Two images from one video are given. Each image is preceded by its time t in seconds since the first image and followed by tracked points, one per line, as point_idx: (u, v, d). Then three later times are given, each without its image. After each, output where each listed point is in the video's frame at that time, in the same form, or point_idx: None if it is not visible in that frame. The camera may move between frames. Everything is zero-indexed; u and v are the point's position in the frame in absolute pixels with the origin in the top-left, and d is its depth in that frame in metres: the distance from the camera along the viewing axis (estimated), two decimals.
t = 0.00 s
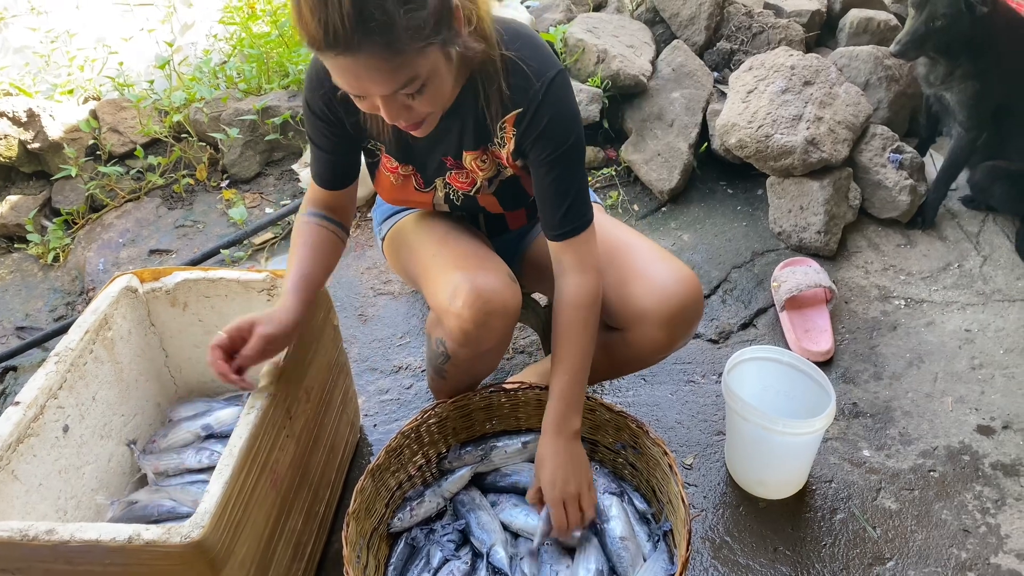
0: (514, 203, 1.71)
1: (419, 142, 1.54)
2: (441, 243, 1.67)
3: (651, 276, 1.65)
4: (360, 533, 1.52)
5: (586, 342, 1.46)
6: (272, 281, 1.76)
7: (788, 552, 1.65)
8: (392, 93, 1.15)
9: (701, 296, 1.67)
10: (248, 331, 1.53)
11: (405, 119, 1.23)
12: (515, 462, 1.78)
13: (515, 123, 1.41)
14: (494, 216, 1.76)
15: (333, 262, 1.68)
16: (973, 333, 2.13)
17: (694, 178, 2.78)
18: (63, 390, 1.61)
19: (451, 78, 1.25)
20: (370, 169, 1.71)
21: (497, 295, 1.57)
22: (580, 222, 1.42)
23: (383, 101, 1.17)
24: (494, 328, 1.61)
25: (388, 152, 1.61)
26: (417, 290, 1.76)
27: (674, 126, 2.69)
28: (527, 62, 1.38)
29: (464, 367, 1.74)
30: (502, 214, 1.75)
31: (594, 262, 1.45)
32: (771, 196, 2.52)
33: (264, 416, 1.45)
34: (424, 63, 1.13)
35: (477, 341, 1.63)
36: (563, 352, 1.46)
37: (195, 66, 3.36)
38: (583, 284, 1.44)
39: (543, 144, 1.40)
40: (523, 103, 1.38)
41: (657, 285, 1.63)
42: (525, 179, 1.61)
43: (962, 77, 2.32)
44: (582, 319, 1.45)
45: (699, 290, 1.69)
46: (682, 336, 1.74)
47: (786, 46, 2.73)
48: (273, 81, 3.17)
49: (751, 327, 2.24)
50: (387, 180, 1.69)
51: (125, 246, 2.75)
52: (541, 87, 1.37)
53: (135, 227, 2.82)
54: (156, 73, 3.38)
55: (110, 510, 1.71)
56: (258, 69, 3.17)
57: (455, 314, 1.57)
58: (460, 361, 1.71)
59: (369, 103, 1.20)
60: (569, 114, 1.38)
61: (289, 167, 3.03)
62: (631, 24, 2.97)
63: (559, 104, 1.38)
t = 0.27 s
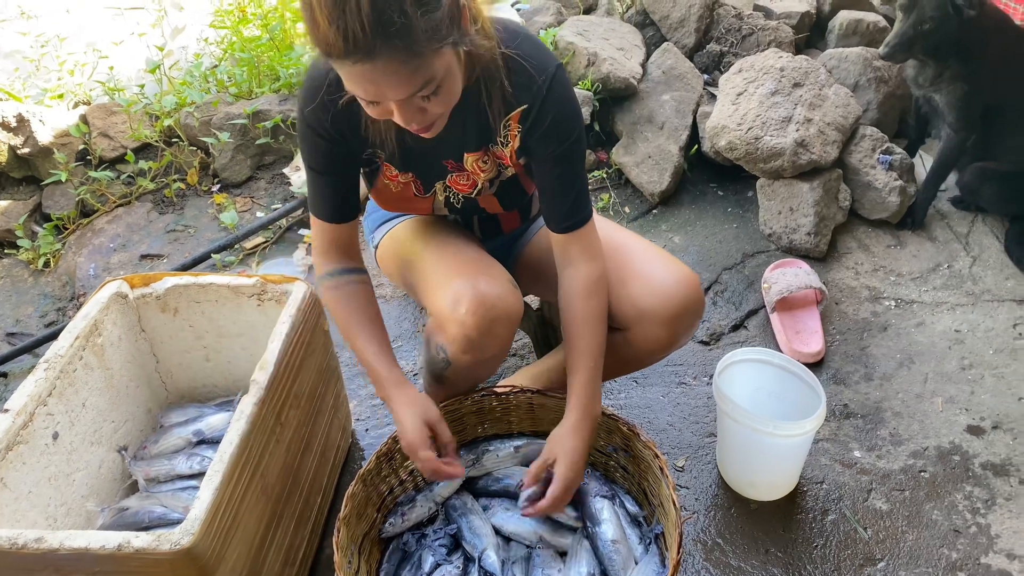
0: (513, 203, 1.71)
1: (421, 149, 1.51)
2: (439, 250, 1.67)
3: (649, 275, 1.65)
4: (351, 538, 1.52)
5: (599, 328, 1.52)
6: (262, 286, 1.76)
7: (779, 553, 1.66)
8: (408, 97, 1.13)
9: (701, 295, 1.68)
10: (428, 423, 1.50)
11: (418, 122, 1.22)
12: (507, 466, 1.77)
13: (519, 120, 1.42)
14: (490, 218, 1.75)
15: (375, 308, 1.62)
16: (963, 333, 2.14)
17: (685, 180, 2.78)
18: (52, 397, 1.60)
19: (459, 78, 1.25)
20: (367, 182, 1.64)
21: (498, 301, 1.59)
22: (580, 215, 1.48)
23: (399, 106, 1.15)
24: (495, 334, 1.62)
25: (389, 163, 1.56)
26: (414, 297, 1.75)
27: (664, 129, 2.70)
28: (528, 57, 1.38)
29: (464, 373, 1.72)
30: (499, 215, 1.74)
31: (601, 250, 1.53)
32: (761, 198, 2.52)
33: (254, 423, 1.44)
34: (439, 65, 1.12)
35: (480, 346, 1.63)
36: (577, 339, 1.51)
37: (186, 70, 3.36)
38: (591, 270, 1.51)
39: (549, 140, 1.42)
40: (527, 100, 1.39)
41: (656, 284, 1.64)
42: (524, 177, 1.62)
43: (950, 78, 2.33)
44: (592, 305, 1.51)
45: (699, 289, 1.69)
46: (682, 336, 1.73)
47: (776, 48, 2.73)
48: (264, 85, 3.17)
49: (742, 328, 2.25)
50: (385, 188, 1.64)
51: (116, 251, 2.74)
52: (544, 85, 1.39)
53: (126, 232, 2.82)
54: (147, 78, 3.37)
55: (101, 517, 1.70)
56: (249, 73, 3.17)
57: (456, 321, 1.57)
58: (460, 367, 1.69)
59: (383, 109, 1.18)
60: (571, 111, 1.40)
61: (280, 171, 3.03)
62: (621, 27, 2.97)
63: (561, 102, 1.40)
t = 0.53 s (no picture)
0: (518, 201, 1.72)
1: (428, 159, 1.49)
2: (444, 255, 1.66)
3: (648, 276, 1.65)
4: (344, 542, 1.51)
5: (598, 328, 1.54)
6: (254, 289, 1.76)
7: (773, 554, 1.66)
8: (418, 107, 1.12)
9: (700, 295, 1.69)
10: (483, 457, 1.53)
11: (428, 132, 1.21)
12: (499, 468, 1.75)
13: (526, 121, 1.42)
14: (488, 222, 1.74)
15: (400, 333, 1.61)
16: (955, 333, 2.14)
17: (677, 181, 2.78)
18: (43, 402, 1.59)
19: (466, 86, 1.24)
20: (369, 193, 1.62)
21: (506, 307, 1.58)
22: (581, 214, 1.50)
23: (409, 116, 1.15)
24: (503, 339, 1.62)
25: (395, 175, 1.54)
26: (418, 303, 1.74)
27: (656, 130, 2.70)
28: (533, 58, 1.38)
29: (467, 378, 1.73)
30: (502, 217, 1.74)
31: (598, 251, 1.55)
32: (753, 199, 2.53)
33: (246, 426, 1.44)
34: (448, 73, 1.11)
35: (487, 351, 1.63)
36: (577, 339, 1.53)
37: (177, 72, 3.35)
38: (590, 271, 1.54)
39: (555, 139, 1.43)
40: (534, 100, 1.39)
41: (655, 284, 1.64)
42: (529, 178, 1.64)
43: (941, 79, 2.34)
44: (591, 305, 1.54)
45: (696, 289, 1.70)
46: (681, 337, 1.74)
47: (767, 49, 2.74)
48: (256, 87, 3.17)
49: (735, 329, 2.25)
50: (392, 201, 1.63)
51: (107, 254, 2.73)
52: (548, 85, 1.39)
53: (117, 235, 2.81)
54: (138, 81, 3.36)
55: (92, 523, 1.69)
56: (240, 76, 3.16)
57: (463, 326, 1.57)
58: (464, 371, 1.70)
59: (392, 119, 1.17)
60: (576, 111, 1.41)
61: (272, 173, 3.02)
62: (613, 28, 2.97)
63: (567, 102, 1.40)
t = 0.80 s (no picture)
0: (514, 207, 1.71)
1: (424, 158, 1.50)
2: (436, 256, 1.65)
3: (646, 276, 1.65)
4: (341, 541, 1.51)
5: (606, 324, 1.44)
6: (250, 289, 1.75)
7: (770, 552, 1.66)
8: (422, 112, 1.12)
9: (695, 296, 1.69)
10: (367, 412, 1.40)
11: (430, 136, 1.20)
12: (498, 468, 1.77)
13: (524, 121, 1.41)
14: (484, 224, 1.74)
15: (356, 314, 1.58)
16: (949, 330, 2.15)
17: (673, 180, 2.79)
18: (38, 403, 1.58)
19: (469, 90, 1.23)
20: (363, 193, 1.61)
21: (499, 308, 1.58)
22: (587, 214, 1.46)
23: (412, 120, 1.14)
24: (498, 340, 1.62)
25: (391, 173, 1.54)
26: (411, 303, 1.74)
27: (651, 129, 2.71)
28: (532, 59, 1.38)
29: (464, 378, 1.74)
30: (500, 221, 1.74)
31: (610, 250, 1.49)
32: (748, 197, 2.53)
33: (243, 426, 1.43)
34: (453, 80, 1.11)
35: (482, 352, 1.63)
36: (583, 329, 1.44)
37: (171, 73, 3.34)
38: (602, 266, 1.47)
39: (553, 138, 1.42)
40: (532, 99, 1.38)
41: (652, 285, 1.64)
42: (526, 181, 1.65)
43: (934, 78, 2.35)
44: (601, 299, 1.45)
45: (692, 289, 1.70)
46: (678, 337, 1.74)
47: (761, 48, 2.75)
48: (250, 88, 3.16)
49: (731, 327, 2.25)
50: (387, 201, 1.62)
51: (101, 255, 2.72)
52: (546, 84, 1.38)
53: (112, 236, 2.80)
54: (132, 81, 3.35)
55: (87, 523, 1.68)
56: (234, 76, 3.15)
57: (459, 327, 1.57)
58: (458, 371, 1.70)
59: (394, 121, 1.16)
60: (577, 108, 1.39)
61: (267, 174, 3.02)
62: (607, 28, 2.98)
63: (567, 100, 1.39)
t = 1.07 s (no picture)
0: (506, 208, 1.71)
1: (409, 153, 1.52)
2: (430, 254, 1.66)
3: (640, 276, 1.65)
4: (337, 542, 1.51)
5: (597, 341, 1.46)
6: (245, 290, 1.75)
7: (765, 550, 1.66)
8: (361, 103, 1.16)
9: (689, 295, 1.69)
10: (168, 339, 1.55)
11: (373, 127, 1.24)
12: (494, 468, 1.77)
13: (510, 123, 1.42)
14: (478, 224, 1.74)
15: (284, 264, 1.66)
16: (943, 330, 2.16)
17: (667, 181, 2.79)
18: (33, 404, 1.58)
19: (436, 100, 1.26)
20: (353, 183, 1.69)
21: (496, 306, 1.59)
22: (577, 217, 1.44)
23: (354, 107, 1.19)
24: (492, 338, 1.62)
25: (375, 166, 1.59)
26: (403, 301, 1.74)
27: (645, 130, 2.71)
28: (519, 64, 1.38)
29: (458, 377, 1.73)
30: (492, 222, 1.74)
31: (598, 261, 1.46)
32: (742, 198, 2.54)
33: (239, 427, 1.43)
34: (399, 85, 1.14)
35: (475, 351, 1.64)
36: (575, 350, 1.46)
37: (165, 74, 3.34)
38: (590, 281, 1.45)
39: (538, 139, 1.41)
40: (517, 103, 1.39)
41: (646, 284, 1.64)
42: (516, 183, 1.64)
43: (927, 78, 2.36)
44: (590, 318, 1.45)
45: (688, 289, 1.70)
46: (671, 334, 1.74)
47: (755, 49, 2.76)
48: (244, 89, 3.16)
49: (725, 327, 2.26)
50: (374, 193, 1.66)
51: (95, 257, 2.72)
52: (532, 85, 1.38)
53: (106, 238, 2.79)
54: (126, 82, 3.35)
55: (82, 525, 1.66)
56: (229, 77, 3.15)
57: (450, 325, 1.58)
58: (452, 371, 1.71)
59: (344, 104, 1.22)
60: (563, 109, 1.39)
61: (261, 175, 3.02)
62: (602, 28, 2.98)
63: (553, 100, 1.39)
